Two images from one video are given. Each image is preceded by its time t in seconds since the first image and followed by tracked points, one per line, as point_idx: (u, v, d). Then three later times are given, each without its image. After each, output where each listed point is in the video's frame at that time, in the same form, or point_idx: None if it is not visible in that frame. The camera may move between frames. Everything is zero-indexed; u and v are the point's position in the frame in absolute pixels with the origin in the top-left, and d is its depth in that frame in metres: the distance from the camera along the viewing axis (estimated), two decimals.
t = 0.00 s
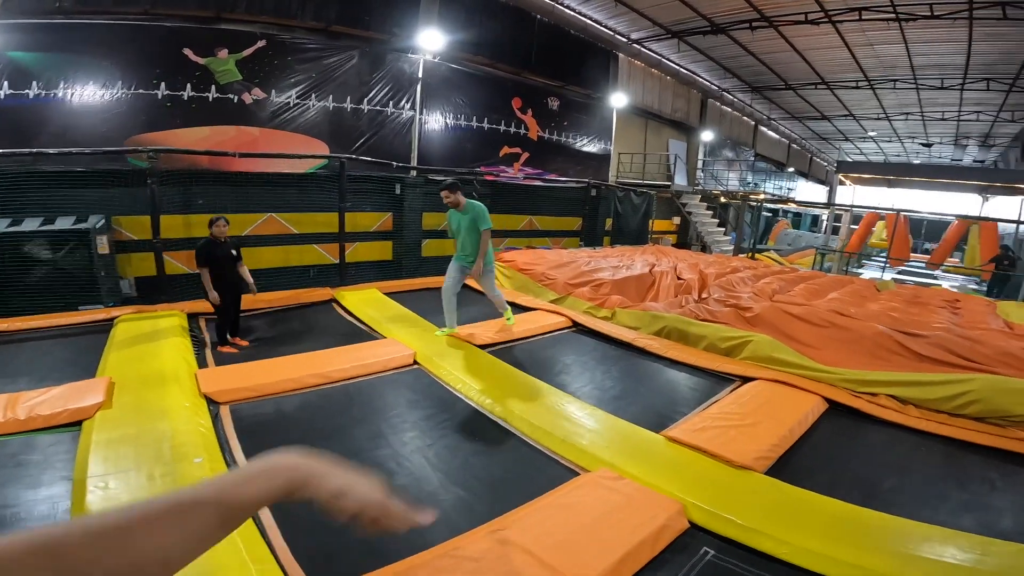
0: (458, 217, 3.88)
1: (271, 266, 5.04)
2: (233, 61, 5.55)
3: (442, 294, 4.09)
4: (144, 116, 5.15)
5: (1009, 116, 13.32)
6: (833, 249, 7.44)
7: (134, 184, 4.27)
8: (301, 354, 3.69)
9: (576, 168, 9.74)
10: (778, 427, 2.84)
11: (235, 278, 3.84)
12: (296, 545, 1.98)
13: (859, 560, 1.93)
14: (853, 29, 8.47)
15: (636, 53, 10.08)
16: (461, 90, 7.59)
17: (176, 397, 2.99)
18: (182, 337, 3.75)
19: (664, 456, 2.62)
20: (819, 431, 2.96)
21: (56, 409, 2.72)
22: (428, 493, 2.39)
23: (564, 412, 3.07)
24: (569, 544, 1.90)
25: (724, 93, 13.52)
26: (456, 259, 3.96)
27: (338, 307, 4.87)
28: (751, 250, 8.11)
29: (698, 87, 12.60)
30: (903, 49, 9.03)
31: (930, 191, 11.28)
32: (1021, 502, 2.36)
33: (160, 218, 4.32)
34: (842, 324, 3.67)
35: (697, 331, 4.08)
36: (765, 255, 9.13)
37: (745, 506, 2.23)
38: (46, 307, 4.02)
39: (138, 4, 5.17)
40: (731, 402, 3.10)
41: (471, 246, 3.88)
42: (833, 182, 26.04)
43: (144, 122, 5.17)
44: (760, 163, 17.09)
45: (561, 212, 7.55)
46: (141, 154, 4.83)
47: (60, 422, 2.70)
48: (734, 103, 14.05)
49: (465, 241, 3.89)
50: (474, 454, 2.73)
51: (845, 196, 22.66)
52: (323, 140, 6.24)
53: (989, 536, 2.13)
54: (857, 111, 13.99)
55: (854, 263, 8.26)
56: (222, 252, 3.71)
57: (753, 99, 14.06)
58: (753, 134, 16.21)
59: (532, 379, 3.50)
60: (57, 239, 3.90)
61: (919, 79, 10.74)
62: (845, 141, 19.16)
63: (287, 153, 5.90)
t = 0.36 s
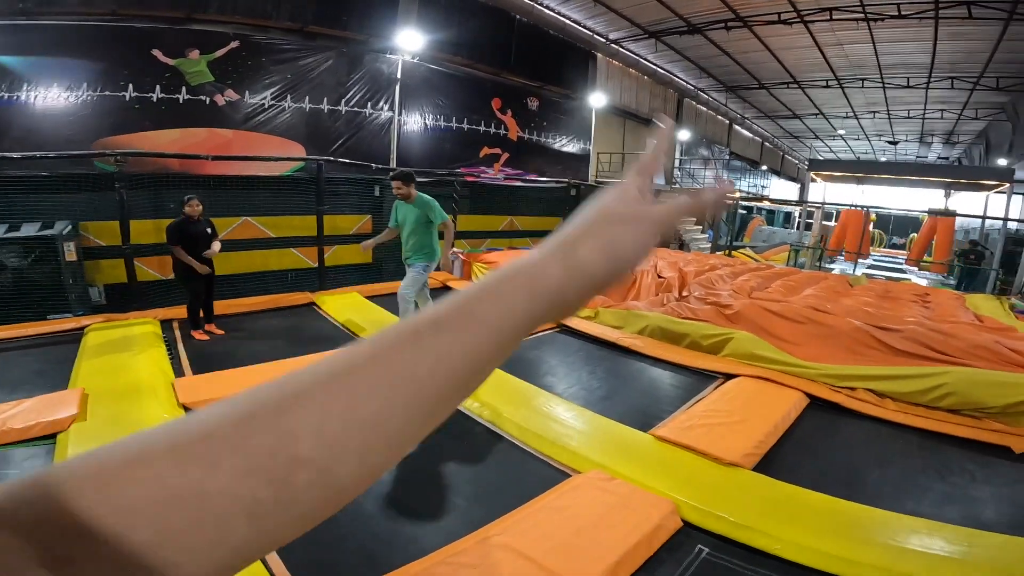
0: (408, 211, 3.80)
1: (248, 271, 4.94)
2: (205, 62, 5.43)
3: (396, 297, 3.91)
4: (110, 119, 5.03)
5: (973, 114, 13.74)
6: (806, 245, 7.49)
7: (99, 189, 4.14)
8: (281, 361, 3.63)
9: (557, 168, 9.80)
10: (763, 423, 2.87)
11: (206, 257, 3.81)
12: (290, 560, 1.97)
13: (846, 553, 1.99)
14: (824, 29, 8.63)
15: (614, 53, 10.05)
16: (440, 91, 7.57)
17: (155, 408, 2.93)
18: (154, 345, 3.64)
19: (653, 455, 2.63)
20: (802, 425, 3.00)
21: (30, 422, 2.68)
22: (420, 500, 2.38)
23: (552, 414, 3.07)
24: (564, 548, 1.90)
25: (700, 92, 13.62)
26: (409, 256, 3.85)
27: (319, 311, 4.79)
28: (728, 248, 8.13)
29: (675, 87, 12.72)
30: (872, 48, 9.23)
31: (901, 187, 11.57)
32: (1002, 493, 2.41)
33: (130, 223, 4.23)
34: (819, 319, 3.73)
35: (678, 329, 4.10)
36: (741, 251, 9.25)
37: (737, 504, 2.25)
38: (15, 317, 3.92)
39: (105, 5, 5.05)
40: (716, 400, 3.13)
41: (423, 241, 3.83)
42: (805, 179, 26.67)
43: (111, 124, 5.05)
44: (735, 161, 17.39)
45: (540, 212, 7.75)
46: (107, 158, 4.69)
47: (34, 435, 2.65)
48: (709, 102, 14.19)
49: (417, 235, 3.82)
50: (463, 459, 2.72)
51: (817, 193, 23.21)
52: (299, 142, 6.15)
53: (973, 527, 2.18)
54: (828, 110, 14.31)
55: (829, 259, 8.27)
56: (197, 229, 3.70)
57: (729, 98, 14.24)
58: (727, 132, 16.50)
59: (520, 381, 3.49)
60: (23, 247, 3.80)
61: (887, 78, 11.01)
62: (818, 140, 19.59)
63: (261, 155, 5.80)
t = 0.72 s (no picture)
0: (354, 212, 3.30)
1: (241, 273, 4.90)
2: (195, 63, 5.38)
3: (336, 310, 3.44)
4: (100, 120, 4.97)
5: (964, 109, 13.90)
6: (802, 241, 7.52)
7: (92, 192, 4.14)
8: (280, 364, 3.61)
9: (552, 167, 9.94)
10: (767, 420, 2.88)
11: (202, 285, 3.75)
12: (292, 566, 1.94)
13: (859, 549, 1.97)
14: (816, 25, 8.70)
15: (608, 51, 10.20)
16: (433, 90, 7.62)
17: (149, 413, 2.90)
18: (149, 348, 3.63)
19: (659, 455, 2.63)
20: (804, 422, 3.01)
21: (23, 429, 2.64)
22: (424, 504, 2.35)
23: (555, 415, 3.07)
24: (573, 551, 1.88)
25: (694, 90, 13.73)
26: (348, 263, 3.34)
27: (315, 314, 4.75)
28: (723, 244, 8.13)
29: (669, 85, 12.78)
30: (864, 44, 9.32)
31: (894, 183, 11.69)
32: (1010, 487, 2.42)
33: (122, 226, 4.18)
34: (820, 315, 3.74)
35: (678, 325, 4.09)
36: (737, 248, 9.32)
37: (745, 502, 2.25)
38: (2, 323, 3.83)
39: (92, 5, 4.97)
40: (719, 397, 3.15)
41: (363, 248, 3.28)
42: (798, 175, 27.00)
43: (100, 126, 4.98)
44: (728, 158, 17.56)
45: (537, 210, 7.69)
46: (98, 160, 4.62)
47: (24, 444, 2.59)
48: (702, 101, 14.30)
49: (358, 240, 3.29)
50: (467, 462, 2.70)
51: (812, 188, 23.48)
52: (292, 142, 6.11)
53: (984, 521, 2.18)
54: (820, 106, 14.45)
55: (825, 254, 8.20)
56: (190, 258, 3.62)
57: (722, 96, 14.34)
58: (721, 129, 16.67)
59: (523, 383, 3.50)
60: (11, 251, 3.73)
61: (878, 74, 11.12)
62: (809, 136, 19.75)
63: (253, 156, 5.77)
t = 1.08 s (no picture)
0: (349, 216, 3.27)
1: (299, 268, 5.11)
2: (260, 64, 5.57)
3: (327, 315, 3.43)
4: (176, 120, 5.18)
5: None
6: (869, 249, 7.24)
7: (162, 188, 4.26)
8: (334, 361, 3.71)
9: (602, 168, 9.65)
10: (828, 433, 2.78)
11: (259, 260, 3.85)
12: (336, 559, 1.97)
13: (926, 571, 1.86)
14: (886, 25, 8.38)
15: (659, 51, 10.11)
16: (483, 91, 7.54)
17: (211, 405, 3.02)
18: (215, 338, 3.80)
19: (710, 465, 2.57)
20: (864, 438, 2.87)
21: (94, 415, 2.79)
22: (467, 504, 2.36)
23: (601, 421, 3.03)
24: (617, 559, 1.85)
25: (751, 91, 13.43)
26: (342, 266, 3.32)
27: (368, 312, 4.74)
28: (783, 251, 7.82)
29: (725, 85, 12.55)
30: (938, 44, 8.89)
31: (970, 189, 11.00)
32: None
33: (192, 222, 4.34)
34: (888, 326, 3.57)
35: (735, 333, 4.01)
36: (797, 254, 9.01)
37: (799, 517, 2.17)
38: (86, 311, 4.07)
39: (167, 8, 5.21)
40: (774, 409, 3.05)
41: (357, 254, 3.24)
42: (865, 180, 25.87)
43: (175, 126, 5.19)
44: (789, 162, 17.05)
45: (586, 211, 7.68)
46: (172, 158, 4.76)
47: (98, 428, 2.75)
48: (761, 101, 13.96)
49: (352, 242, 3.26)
50: (511, 463, 2.70)
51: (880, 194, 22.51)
52: (350, 142, 6.23)
53: None
54: (891, 107, 13.81)
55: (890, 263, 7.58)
56: (249, 234, 3.72)
57: (782, 97, 13.96)
58: (781, 131, 16.23)
59: (569, 387, 3.47)
60: (90, 243, 3.98)
61: (955, 74, 10.55)
62: (880, 138, 18.80)
63: (314, 155, 5.90)
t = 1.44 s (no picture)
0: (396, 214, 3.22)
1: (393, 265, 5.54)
2: (369, 68, 5.86)
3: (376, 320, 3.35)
4: (300, 121, 5.56)
5: None
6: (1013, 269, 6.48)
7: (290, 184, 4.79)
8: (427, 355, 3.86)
9: (701, 175, 9.10)
10: (946, 465, 2.53)
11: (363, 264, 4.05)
12: (410, 548, 2.05)
13: None
14: None
15: (767, 53, 9.70)
16: (577, 95, 7.40)
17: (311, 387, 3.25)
18: (324, 327, 4.06)
19: (803, 487, 2.42)
20: (989, 476, 2.58)
21: (215, 392, 3.05)
22: (541, 505, 2.37)
23: (684, 432, 2.94)
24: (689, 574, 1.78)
25: (874, 94, 12.53)
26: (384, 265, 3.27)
27: (459, 309, 4.85)
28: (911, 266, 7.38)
29: (842, 88, 11.82)
30: None
31: None
32: None
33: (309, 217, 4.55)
34: None
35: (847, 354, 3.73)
36: (926, 272, 8.23)
37: (901, 550, 1.99)
38: (219, 295, 4.49)
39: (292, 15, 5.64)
40: (885, 436, 2.81)
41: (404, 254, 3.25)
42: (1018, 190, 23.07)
43: (299, 127, 5.56)
44: (922, 170, 15.61)
45: (680, 219, 7.58)
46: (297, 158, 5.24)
47: (221, 404, 3.02)
48: (888, 104, 12.99)
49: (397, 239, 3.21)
50: (588, 469, 2.67)
51: None
52: (448, 144, 6.36)
53: None
54: None
55: None
56: (353, 241, 3.89)
57: (913, 100, 12.88)
58: (913, 137, 15.03)
59: (652, 396, 3.38)
60: (226, 233, 4.32)
61: None
62: None
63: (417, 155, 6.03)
